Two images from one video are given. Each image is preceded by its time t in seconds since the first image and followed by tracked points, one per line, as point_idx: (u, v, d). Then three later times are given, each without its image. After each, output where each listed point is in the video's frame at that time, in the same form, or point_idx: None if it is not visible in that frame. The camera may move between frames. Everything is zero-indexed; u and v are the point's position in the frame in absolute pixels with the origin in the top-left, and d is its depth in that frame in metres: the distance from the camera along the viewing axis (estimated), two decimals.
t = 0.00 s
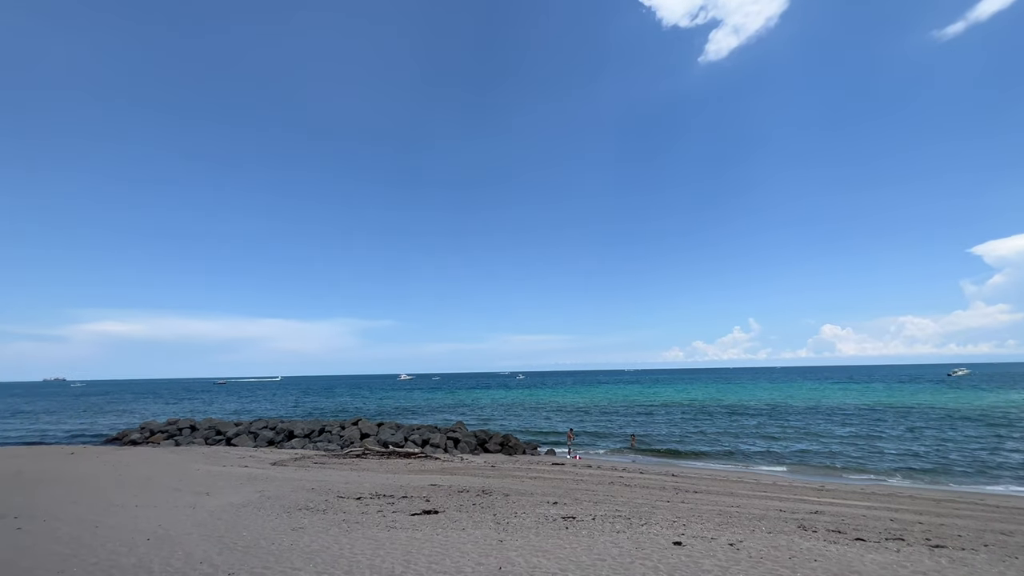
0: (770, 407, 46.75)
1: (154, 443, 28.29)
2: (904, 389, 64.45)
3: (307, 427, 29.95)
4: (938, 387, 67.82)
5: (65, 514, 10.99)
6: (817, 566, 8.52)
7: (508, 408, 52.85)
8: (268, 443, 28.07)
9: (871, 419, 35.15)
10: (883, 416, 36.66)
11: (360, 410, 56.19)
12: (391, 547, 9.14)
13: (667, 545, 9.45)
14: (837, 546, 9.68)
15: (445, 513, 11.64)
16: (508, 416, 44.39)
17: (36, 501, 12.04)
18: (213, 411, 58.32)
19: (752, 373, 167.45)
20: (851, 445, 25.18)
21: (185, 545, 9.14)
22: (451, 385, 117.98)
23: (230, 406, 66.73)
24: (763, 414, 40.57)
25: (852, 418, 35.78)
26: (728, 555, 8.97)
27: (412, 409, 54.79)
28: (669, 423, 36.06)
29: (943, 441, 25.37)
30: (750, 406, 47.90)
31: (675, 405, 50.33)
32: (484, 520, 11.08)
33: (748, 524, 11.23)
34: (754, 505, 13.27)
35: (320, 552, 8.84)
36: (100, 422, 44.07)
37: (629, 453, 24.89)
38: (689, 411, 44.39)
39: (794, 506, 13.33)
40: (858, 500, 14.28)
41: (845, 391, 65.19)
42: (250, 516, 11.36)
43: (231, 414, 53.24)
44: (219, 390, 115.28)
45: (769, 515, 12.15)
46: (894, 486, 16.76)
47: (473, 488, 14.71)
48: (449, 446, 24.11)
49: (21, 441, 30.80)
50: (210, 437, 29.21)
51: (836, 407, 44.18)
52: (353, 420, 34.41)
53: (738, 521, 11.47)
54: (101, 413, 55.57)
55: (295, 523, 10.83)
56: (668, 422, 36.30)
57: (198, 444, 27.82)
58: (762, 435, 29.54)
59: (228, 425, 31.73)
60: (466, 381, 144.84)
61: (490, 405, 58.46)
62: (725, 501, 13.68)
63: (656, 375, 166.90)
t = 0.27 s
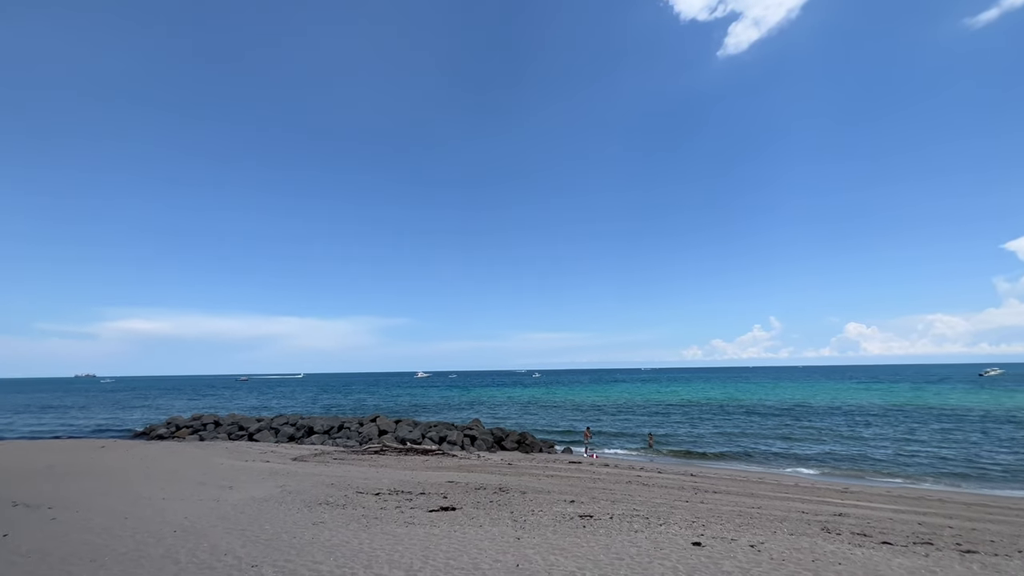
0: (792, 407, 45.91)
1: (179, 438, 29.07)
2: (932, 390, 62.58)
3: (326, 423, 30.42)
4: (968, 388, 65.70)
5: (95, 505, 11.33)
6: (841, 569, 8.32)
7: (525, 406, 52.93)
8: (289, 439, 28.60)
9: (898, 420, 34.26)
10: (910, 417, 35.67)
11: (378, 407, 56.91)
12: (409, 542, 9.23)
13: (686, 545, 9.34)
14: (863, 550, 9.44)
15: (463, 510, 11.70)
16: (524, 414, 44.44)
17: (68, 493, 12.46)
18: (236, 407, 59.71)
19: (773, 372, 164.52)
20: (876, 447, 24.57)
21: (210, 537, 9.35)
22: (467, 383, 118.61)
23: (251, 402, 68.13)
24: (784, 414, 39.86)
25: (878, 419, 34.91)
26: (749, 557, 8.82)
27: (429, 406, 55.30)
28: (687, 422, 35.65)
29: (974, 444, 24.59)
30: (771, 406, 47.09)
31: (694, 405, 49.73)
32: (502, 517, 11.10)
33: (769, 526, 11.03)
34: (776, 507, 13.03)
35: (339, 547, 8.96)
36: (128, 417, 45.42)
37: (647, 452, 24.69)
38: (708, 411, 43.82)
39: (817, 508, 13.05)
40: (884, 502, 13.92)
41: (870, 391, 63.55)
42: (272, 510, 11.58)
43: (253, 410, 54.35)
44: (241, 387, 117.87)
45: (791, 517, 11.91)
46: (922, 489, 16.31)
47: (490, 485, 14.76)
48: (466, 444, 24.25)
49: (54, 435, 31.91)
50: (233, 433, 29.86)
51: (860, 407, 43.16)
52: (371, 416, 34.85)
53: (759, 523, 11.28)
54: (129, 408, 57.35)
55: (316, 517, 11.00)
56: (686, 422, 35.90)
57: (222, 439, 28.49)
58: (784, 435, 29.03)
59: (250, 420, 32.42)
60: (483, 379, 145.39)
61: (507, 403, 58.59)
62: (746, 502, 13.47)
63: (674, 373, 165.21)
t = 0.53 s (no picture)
0: (816, 406, 44.97)
1: (205, 432, 29.86)
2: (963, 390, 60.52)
3: (346, 419, 30.90)
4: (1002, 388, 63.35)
5: (126, 496, 11.70)
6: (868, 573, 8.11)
7: (542, 404, 52.87)
8: (310, 434, 29.14)
9: (927, 420, 33.22)
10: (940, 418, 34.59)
11: (397, 404, 57.58)
12: (428, 538, 9.31)
13: (707, 546, 9.22)
14: (891, 554, 9.18)
15: (481, 506, 11.75)
16: (542, 412, 44.44)
17: (101, 484, 12.90)
18: (259, 402, 61.10)
19: (796, 371, 161.15)
20: (904, 448, 23.89)
21: (235, 529, 9.57)
22: (484, 381, 119.09)
23: (274, 397, 69.63)
24: (807, 414, 39.07)
25: (905, 420, 33.94)
26: (772, 559, 8.66)
27: (447, 403, 55.72)
28: (707, 421, 35.21)
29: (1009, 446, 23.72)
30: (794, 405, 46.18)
31: (714, 403, 49.06)
32: (520, 514, 11.12)
33: (793, 528, 10.81)
34: (799, 508, 12.76)
35: (360, 541, 9.08)
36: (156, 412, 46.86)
37: (665, 451, 24.45)
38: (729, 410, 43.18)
39: (842, 510, 12.75)
40: (913, 505, 13.53)
41: (898, 391, 61.72)
42: (295, 504, 11.80)
43: (276, 406, 55.57)
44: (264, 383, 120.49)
45: (815, 519, 11.65)
46: (952, 492, 15.81)
47: (508, 482, 14.80)
48: (483, 441, 24.37)
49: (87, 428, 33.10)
50: (256, 428, 30.54)
51: (887, 407, 42.03)
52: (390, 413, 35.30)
53: (782, 524, 11.06)
54: (158, 403, 59.22)
55: (337, 512, 11.18)
56: (706, 421, 35.45)
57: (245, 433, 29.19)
58: (807, 435, 28.45)
59: (273, 416, 33.09)
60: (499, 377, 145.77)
61: (524, 401, 58.60)
62: (768, 504, 13.23)
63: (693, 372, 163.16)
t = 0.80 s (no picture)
0: (842, 406, 43.88)
1: (231, 426, 30.67)
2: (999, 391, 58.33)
3: (367, 415, 31.37)
4: None
5: (157, 488, 12.09)
6: None
7: (561, 402, 52.76)
8: (332, 430, 29.66)
9: (960, 421, 32.12)
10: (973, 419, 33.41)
11: (416, 401, 58.13)
12: (448, 533, 9.39)
13: (729, 547, 9.09)
14: (921, 558, 8.92)
15: (500, 503, 11.80)
16: (561, 410, 44.37)
17: (134, 476, 13.37)
18: (282, 398, 62.44)
19: (821, 370, 157.52)
20: (935, 450, 23.16)
21: (261, 522, 9.81)
22: (502, 378, 119.46)
23: (296, 393, 71.10)
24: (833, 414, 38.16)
25: (937, 420, 32.88)
26: (796, 561, 8.50)
27: (466, 400, 56.04)
28: (728, 420, 34.71)
29: None
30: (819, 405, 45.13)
31: (736, 403, 48.30)
32: (539, 512, 11.13)
33: (817, 530, 10.58)
34: (824, 510, 12.49)
35: (381, 535, 9.21)
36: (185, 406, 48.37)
37: (686, 451, 24.19)
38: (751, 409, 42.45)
39: (870, 512, 12.43)
40: (944, 509, 13.10)
41: (928, 391, 59.83)
42: (317, 498, 12.03)
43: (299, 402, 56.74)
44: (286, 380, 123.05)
45: (841, 521, 11.39)
46: (987, 496, 15.27)
47: (527, 479, 14.82)
48: (502, 438, 24.46)
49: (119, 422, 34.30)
50: (280, 423, 31.24)
51: (917, 408, 40.76)
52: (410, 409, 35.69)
53: (807, 526, 10.83)
54: (186, 398, 61.08)
55: (358, 506, 11.36)
56: (727, 420, 34.93)
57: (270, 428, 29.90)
58: (832, 435, 27.80)
59: (296, 412, 33.78)
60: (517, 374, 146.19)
61: (542, 398, 58.54)
62: (792, 504, 12.98)
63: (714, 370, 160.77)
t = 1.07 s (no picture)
0: (871, 406, 42.63)
1: (257, 421, 31.46)
2: None
3: (388, 411, 31.79)
4: None
5: (187, 480, 12.48)
6: None
7: (580, 399, 52.47)
8: (354, 425, 30.17)
9: (998, 423, 30.89)
10: (1012, 420, 32.09)
11: (436, 397, 58.67)
12: (468, 528, 9.46)
13: (753, 548, 8.92)
14: (955, 563, 8.61)
15: (520, 500, 11.83)
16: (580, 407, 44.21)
17: (166, 467, 13.85)
18: (306, 394, 63.75)
19: (849, 368, 153.17)
20: (970, 452, 22.32)
21: (286, 514, 10.03)
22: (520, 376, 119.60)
23: (319, 389, 72.48)
24: (862, 414, 37.12)
25: (973, 422, 31.64)
26: (823, 563, 8.30)
27: (485, 397, 56.29)
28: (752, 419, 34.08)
29: None
30: (847, 405, 43.94)
31: (760, 402, 47.35)
32: (559, 509, 11.11)
33: (845, 532, 10.31)
34: (853, 512, 12.16)
35: (402, 529, 9.33)
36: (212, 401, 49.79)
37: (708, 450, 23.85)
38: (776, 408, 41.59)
39: (901, 515, 12.05)
40: (980, 513, 12.62)
41: (964, 391, 57.66)
42: (340, 491, 12.25)
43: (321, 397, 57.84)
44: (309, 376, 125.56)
45: (870, 524, 11.07)
46: None
47: (546, 476, 14.81)
48: (521, 435, 24.51)
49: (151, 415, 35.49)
50: (303, 417, 31.91)
51: (952, 409, 39.30)
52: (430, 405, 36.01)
53: (834, 528, 10.56)
54: (214, 393, 62.87)
55: (380, 500, 11.53)
56: (751, 419, 34.31)
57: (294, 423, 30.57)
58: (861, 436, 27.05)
59: (319, 407, 34.45)
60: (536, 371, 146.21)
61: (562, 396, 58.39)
62: (818, 506, 12.69)
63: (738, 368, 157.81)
